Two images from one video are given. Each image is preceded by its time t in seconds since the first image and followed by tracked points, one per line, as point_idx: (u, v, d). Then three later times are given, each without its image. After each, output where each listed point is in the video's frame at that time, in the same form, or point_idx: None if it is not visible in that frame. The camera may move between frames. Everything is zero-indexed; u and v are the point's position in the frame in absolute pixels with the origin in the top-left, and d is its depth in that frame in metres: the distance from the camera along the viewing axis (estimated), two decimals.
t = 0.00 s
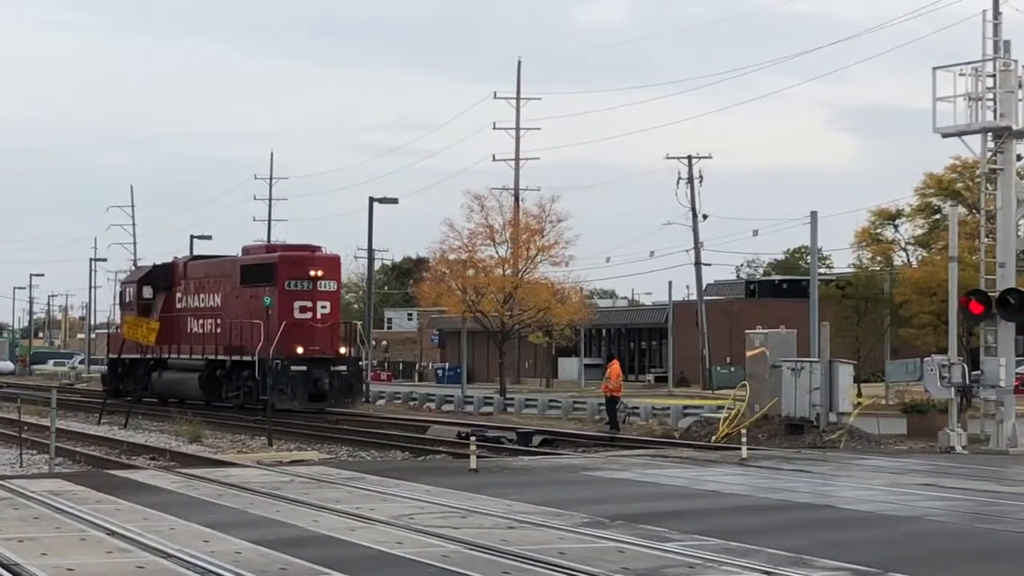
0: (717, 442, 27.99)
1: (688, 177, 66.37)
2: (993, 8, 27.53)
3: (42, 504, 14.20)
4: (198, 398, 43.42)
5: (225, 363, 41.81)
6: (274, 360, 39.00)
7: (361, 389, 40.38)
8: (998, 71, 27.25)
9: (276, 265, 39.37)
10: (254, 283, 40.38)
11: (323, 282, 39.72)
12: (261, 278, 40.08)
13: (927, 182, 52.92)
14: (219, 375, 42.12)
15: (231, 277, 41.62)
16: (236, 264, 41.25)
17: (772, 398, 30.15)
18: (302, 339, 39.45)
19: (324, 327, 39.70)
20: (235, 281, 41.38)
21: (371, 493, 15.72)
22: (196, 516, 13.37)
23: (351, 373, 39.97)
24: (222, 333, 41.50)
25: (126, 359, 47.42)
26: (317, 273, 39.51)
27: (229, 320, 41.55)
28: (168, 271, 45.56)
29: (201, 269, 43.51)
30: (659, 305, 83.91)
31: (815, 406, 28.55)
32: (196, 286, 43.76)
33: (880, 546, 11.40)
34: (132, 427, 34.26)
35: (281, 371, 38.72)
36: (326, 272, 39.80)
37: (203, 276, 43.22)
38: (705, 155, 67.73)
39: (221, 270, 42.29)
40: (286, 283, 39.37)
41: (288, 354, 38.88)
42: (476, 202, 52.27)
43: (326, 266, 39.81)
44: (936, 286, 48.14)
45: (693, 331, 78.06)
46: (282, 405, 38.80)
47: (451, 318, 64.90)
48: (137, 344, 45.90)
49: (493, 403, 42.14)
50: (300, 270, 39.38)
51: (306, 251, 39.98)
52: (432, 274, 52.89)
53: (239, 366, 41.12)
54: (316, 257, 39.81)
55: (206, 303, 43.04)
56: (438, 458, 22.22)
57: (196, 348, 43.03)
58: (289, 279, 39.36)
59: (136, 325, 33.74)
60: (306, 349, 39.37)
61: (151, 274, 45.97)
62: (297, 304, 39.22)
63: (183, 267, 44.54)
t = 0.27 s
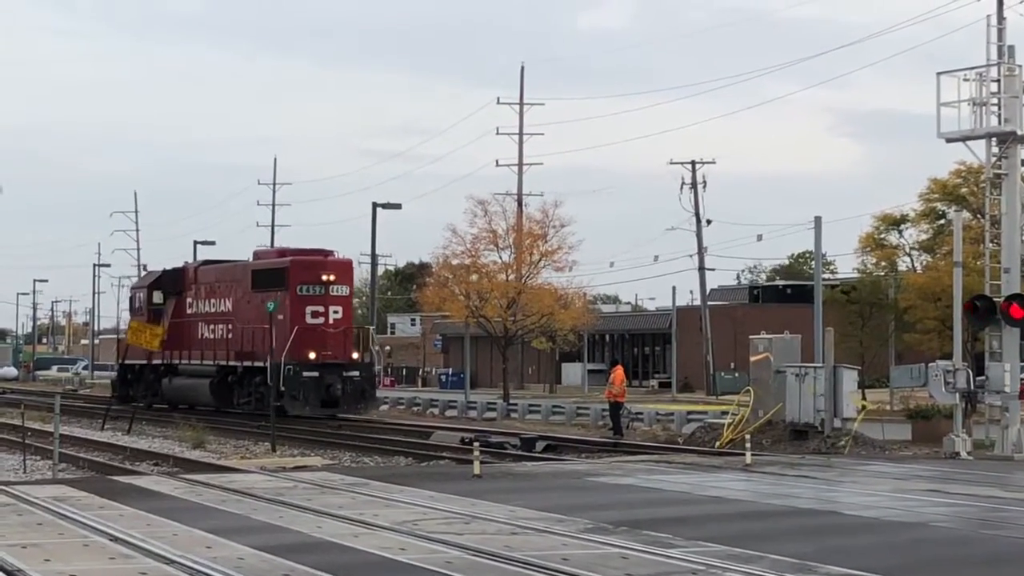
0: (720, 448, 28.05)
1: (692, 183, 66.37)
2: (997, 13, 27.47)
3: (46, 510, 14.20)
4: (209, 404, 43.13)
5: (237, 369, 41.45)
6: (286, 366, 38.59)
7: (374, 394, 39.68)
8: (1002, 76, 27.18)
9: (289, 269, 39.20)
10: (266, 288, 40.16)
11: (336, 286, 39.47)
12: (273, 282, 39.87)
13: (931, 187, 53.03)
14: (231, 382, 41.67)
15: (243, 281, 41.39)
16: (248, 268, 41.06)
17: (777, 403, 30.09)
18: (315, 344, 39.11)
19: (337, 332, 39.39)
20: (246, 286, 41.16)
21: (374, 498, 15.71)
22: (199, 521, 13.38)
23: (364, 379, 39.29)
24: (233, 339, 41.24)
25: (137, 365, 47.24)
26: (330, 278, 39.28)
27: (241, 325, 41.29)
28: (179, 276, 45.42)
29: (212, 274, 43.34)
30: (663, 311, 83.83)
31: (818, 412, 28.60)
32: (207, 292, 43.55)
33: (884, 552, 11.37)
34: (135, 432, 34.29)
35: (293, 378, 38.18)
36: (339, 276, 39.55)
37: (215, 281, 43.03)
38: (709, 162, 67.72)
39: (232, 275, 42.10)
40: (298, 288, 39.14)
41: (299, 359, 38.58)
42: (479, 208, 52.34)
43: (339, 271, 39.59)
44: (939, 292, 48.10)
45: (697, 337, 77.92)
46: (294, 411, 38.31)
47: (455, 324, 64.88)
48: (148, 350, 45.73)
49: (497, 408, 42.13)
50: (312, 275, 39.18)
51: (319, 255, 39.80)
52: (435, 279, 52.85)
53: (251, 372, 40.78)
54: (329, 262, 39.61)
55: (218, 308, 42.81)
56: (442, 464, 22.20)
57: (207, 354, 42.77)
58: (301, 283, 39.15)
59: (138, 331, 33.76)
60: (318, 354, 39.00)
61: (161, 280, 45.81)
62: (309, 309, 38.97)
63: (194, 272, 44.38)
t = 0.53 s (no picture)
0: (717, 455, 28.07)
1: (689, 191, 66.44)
2: (995, 20, 27.61)
3: (42, 517, 14.19)
4: (214, 412, 42.69)
5: (242, 376, 41.09)
6: (292, 373, 38.35)
7: (381, 402, 39.51)
8: (999, 83, 27.31)
9: (295, 275, 38.75)
10: (272, 293, 39.74)
11: (342, 292, 39.06)
12: (278, 289, 39.44)
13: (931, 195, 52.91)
14: (236, 389, 41.36)
15: (248, 287, 40.94)
16: (253, 274, 40.63)
17: (774, 410, 30.04)
18: (322, 350, 38.83)
19: (343, 339, 39.07)
20: (251, 292, 40.71)
21: (371, 505, 15.69)
22: (196, 528, 13.36)
23: (370, 386, 39.15)
24: (239, 345, 40.85)
25: (140, 372, 46.92)
26: (336, 283, 38.89)
27: (246, 331, 40.89)
28: (183, 282, 45.05)
29: (217, 279, 42.89)
30: (660, 318, 83.83)
31: (816, 420, 28.67)
32: (211, 298, 43.09)
33: (882, 559, 11.38)
34: (133, 439, 34.28)
35: (300, 385, 37.99)
36: (345, 281, 39.17)
37: (219, 286, 42.56)
38: (706, 168, 67.79)
39: (237, 281, 41.65)
40: (304, 294, 38.75)
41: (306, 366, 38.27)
42: (477, 214, 52.36)
43: (344, 277, 39.18)
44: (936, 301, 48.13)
45: (695, 343, 77.87)
46: (300, 418, 38.01)
47: (452, 331, 64.87)
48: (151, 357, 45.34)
49: (494, 415, 42.07)
50: (318, 281, 38.76)
51: (325, 261, 39.38)
52: (433, 286, 52.80)
53: (256, 379, 40.43)
54: (335, 267, 39.23)
55: (222, 315, 42.40)
56: (439, 471, 22.18)
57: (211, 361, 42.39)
58: (307, 289, 38.74)
59: (137, 337, 33.67)
60: (325, 360, 38.74)
61: (164, 285, 45.35)
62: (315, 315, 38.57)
63: (198, 278, 43.96)
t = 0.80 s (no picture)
0: (711, 458, 28.15)
1: (684, 195, 66.53)
2: (988, 25, 27.55)
3: (37, 519, 14.18)
4: (216, 414, 42.36)
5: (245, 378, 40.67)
6: (296, 376, 38.01)
7: (384, 405, 39.25)
8: (993, 87, 27.28)
9: (299, 276, 38.49)
10: (275, 295, 39.46)
11: (347, 294, 38.76)
12: (283, 290, 39.15)
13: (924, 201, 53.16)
14: (238, 392, 40.91)
15: (252, 289, 40.66)
16: (256, 276, 40.36)
17: (768, 413, 30.10)
18: (326, 353, 38.44)
19: (348, 341, 38.73)
20: (255, 293, 40.45)
21: (365, 508, 15.71)
22: (190, 530, 13.36)
23: (374, 389, 38.83)
24: (242, 347, 40.53)
25: (143, 374, 46.73)
26: (341, 285, 38.57)
27: (249, 333, 40.56)
28: (184, 283, 44.78)
29: (219, 281, 42.61)
30: (654, 321, 83.86)
31: (810, 422, 28.62)
32: (214, 299, 42.83)
33: (874, 562, 11.43)
34: (127, 440, 34.26)
35: (304, 388, 37.65)
36: (349, 283, 38.85)
37: (222, 288, 42.29)
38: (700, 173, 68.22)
39: (241, 282, 41.39)
40: (308, 295, 38.41)
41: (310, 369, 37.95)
42: (471, 217, 52.31)
43: (348, 278, 38.89)
44: (928, 306, 48.25)
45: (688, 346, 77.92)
46: (304, 422, 37.69)
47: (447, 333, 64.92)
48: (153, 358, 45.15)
49: (489, 417, 42.07)
50: (323, 282, 38.46)
51: (330, 262, 39.11)
52: (427, 288, 52.76)
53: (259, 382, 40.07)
54: (339, 269, 38.95)
55: (225, 316, 42.08)
56: (433, 474, 22.21)
57: (214, 363, 42.09)
58: (311, 291, 38.43)
59: (130, 339, 33.62)
60: (329, 363, 38.34)
61: (167, 287, 45.14)
62: (320, 317, 38.26)
63: (201, 279, 43.71)
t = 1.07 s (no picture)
0: (711, 454, 28.17)
1: (684, 192, 66.50)
2: (988, 23, 27.53)
3: (39, 512, 14.21)
4: (225, 409, 42.12)
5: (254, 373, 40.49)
6: (305, 371, 37.80)
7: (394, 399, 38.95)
8: (993, 85, 27.27)
9: (309, 271, 38.40)
10: (285, 290, 39.37)
11: (356, 289, 38.59)
12: (292, 284, 39.05)
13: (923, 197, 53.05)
14: (247, 387, 40.70)
15: (262, 283, 40.56)
16: (266, 270, 40.28)
17: (768, 410, 30.15)
18: (335, 348, 38.21)
19: (357, 336, 38.52)
20: (264, 288, 40.37)
21: (365, 502, 15.74)
22: (190, 524, 13.39)
23: (383, 384, 38.52)
24: (251, 342, 40.43)
25: (151, 368, 46.67)
26: (350, 280, 38.44)
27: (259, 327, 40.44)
28: (193, 277, 44.68)
29: (228, 275, 42.49)
30: (655, 317, 83.86)
31: (809, 419, 28.57)
32: (222, 293, 42.72)
33: (873, 558, 11.44)
34: (129, 435, 34.33)
35: (312, 382, 37.44)
36: (359, 278, 38.73)
37: (231, 282, 42.21)
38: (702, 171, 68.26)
39: (250, 277, 41.30)
40: (318, 290, 38.29)
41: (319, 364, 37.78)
42: (472, 213, 52.17)
43: (357, 273, 38.72)
44: (927, 304, 48.20)
45: (688, 343, 77.89)
46: (313, 416, 37.50)
47: (448, 328, 65.06)
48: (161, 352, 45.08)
49: (489, 413, 42.08)
50: (332, 277, 38.33)
51: (339, 257, 39.01)
52: (428, 284, 52.80)
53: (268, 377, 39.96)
54: (349, 263, 38.81)
55: (234, 311, 41.95)
56: (434, 469, 22.23)
57: (222, 357, 41.99)
58: (321, 285, 38.30)
59: (132, 333, 33.67)
60: (338, 358, 38.12)
61: (175, 281, 45.11)
62: (329, 312, 38.09)
63: (209, 273, 43.62)
